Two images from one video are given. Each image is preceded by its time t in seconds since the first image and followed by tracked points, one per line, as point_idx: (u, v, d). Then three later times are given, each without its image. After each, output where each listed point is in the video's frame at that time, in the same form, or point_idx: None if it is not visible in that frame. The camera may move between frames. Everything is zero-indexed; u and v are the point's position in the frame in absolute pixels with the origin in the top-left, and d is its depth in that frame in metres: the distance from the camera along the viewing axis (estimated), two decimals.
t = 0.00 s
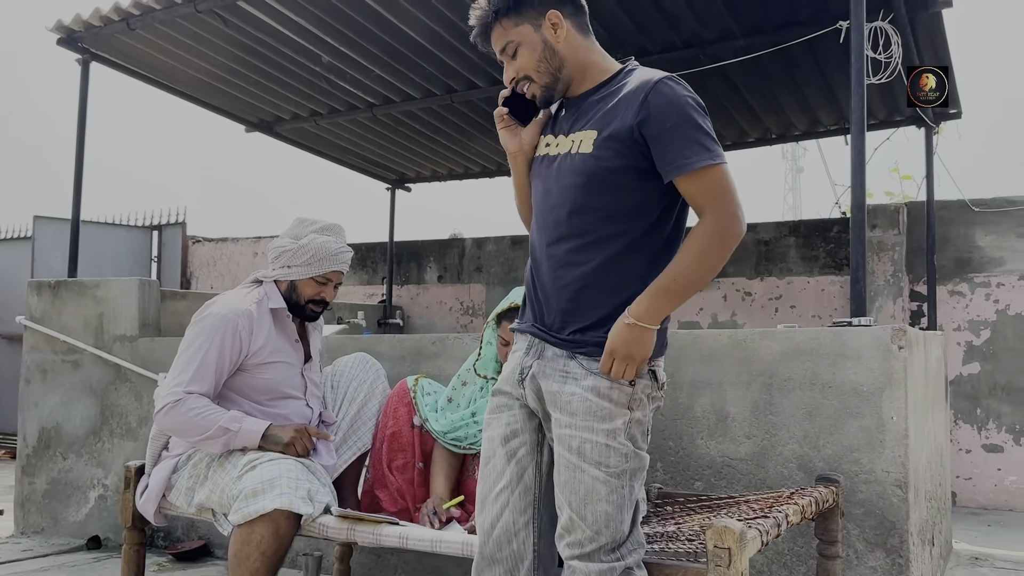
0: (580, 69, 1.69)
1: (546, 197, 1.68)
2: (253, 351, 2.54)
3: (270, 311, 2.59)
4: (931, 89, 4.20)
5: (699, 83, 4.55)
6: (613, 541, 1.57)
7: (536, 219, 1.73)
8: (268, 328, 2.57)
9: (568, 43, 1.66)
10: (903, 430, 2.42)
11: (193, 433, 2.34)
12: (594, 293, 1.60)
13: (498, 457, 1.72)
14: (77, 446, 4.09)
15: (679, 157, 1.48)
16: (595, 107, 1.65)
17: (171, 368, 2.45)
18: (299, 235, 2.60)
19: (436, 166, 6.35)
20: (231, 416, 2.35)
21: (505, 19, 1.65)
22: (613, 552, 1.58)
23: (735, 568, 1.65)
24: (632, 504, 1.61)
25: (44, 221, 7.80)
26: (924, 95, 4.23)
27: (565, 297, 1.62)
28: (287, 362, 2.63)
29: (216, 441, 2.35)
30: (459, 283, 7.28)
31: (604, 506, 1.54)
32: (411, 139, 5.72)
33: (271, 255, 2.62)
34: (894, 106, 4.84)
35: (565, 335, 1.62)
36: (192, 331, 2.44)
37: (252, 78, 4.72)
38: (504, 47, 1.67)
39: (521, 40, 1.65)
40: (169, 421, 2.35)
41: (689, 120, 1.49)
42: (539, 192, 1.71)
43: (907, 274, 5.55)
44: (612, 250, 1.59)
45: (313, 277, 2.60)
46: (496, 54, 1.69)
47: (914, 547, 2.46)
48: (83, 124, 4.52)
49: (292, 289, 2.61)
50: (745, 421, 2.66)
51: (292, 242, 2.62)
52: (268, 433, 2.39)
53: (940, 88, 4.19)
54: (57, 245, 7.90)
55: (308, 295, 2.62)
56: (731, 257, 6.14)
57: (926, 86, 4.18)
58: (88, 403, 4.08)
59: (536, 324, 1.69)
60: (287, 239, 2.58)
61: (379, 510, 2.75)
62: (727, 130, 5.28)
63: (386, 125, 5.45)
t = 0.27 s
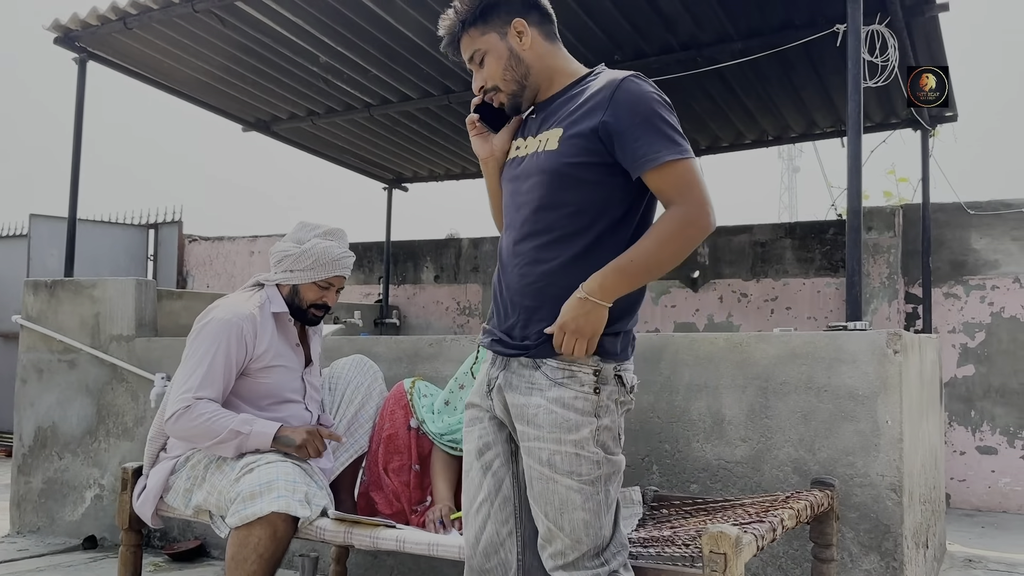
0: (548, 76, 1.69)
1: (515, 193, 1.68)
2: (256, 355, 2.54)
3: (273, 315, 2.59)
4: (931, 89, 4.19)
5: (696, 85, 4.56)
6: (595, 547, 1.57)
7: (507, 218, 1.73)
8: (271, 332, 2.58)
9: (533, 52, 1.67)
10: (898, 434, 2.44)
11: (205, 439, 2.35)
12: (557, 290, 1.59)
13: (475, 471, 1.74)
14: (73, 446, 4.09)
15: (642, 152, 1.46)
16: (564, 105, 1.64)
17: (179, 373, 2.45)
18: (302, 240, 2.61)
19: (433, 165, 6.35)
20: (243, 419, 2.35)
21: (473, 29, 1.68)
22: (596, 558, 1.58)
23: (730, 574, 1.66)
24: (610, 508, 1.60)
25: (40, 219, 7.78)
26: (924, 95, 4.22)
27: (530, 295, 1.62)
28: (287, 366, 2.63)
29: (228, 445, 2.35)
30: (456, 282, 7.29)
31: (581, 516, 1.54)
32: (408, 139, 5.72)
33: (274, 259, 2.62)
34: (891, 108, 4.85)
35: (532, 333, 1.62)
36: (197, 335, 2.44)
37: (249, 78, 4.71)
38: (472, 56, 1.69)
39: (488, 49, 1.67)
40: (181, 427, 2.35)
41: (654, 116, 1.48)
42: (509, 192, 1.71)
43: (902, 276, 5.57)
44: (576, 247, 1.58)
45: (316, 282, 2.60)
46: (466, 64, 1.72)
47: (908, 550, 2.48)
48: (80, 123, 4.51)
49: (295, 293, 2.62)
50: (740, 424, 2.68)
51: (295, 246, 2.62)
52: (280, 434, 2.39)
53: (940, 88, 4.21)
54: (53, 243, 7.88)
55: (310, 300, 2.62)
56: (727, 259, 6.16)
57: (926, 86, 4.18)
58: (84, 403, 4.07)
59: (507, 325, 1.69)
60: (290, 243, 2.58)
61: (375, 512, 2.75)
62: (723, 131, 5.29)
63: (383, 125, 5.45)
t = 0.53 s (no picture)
0: (505, 78, 1.65)
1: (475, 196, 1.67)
2: (262, 358, 2.55)
3: (275, 318, 2.60)
4: (931, 90, 4.19)
5: (694, 84, 4.56)
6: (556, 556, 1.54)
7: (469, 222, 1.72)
8: (275, 335, 2.59)
9: (488, 56, 1.64)
10: (894, 435, 2.45)
11: (233, 443, 2.35)
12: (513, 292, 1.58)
13: (454, 475, 1.76)
14: (70, 444, 4.09)
15: (585, 147, 1.44)
16: (518, 104, 1.62)
17: (195, 376, 2.45)
18: (306, 243, 2.62)
19: (431, 164, 6.35)
20: (272, 421, 2.38)
21: (430, 36, 1.67)
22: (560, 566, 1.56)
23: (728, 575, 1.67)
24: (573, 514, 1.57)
25: (37, 216, 7.76)
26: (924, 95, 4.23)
27: (489, 297, 1.61)
28: (289, 368, 2.64)
29: (258, 449, 2.37)
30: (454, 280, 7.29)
31: (538, 523, 1.53)
32: (407, 137, 5.71)
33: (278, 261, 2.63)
34: (888, 108, 4.86)
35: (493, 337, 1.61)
36: (209, 338, 2.44)
37: (247, 76, 4.70)
38: (429, 62, 1.68)
39: (444, 54, 1.65)
40: (207, 431, 2.35)
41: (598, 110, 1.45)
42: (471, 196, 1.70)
43: (899, 276, 5.59)
44: (529, 247, 1.56)
45: (319, 286, 2.60)
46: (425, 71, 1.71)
47: (904, 550, 2.49)
48: (77, 121, 4.50)
49: (298, 297, 2.62)
50: (738, 424, 2.68)
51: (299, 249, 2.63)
52: (311, 439, 2.42)
53: (940, 88, 4.20)
54: (50, 240, 7.87)
55: (314, 303, 2.63)
56: (725, 258, 6.17)
57: (926, 86, 4.19)
58: (82, 401, 4.07)
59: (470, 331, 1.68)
60: (295, 246, 2.59)
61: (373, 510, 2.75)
62: (721, 130, 5.30)
63: (381, 123, 5.44)
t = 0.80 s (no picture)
0: (463, 83, 1.65)
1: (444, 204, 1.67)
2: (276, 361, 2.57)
3: (282, 320, 2.60)
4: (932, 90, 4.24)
5: (693, 81, 4.56)
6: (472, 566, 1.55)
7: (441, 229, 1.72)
8: (283, 337, 2.59)
9: (444, 64, 1.63)
10: (892, 435, 2.45)
11: (281, 454, 2.37)
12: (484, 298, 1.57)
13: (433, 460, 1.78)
14: (69, 442, 4.09)
15: (539, 146, 1.43)
16: (479, 108, 1.62)
17: (227, 380, 2.43)
18: (312, 245, 2.61)
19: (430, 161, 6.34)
20: (325, 442, 2.39)
21: (388, 48, 1.68)
22: None
23: None
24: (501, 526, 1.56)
25: (36, 213, 7.75)
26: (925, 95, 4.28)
27: (462, 305, 1.60)
28: (293, 371, 2.65)
29: (308, 465, 2.38)
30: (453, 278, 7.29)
31: (462, 527, 1.54)
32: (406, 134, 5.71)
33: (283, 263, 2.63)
34: (887, 107, 4.86)
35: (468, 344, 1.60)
36: (234, 343, 2.45)
37: (246, 73, 4.69)
38: (390, 74, 1.69)
39: (401, 65, 1.66)
40: (255, 437, 2.36)
41: (547, 107, 1.45)
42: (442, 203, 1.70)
43: (897, 274, 5.60)
44: (493, 252, 1.55)
45: (325, 288, 2.60)
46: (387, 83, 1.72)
47: (902, 550, 2.50)
48: (75, 118, 4.49)
49: (304, 299, 2.62)
50: (737, 424, 2.69)
51: (304, 251, 2.62)
52: (357, 470, 2.39)
53: (941, 89, 4.24)
54: (49, 237, 7.86)
55: (319, 305, 2.62)
56: (724, 255, 6.17)
57: (926, 87, 4.22)
58: (81, 399, 4.07)
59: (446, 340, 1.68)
60: (300, 249, 2.58)
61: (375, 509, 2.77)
62: (720, 128, 5.30)
63: (380, 120, 5.43)
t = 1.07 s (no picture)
0: (412, 81, 1.54)
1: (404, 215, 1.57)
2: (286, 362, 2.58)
3: (291, 321, 2.61)
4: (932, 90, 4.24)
5: (693, 78, 4.55)
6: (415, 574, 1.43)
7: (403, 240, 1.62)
8: (293, 338, 2.61)
9: (391, 61, 1.53)
10: (892, 433, 2.46)
11: (301, 455, 2.39)
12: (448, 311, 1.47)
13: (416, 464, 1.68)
14: (71, 439, 4.10)
15: (489, 146, 1.34)
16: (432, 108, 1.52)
17: (240, 381, 2.44)
18: (319, 246, 2.61)
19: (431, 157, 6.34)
20: (344, 448, 2.37)
21: (335, 48, 1.59)
22: None
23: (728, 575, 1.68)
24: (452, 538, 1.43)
25: (36, 210, 7.76)
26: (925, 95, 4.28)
27: (422, 320, 1.50)
28: (300, 371, 2.66)
29: (326, 468, 2.37)
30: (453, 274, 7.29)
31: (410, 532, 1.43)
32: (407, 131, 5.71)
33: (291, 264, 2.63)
34: (887, 103, 4.86)
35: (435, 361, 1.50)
36: (245, 344, 2.46)
37: (246, 70, 4.69)
38: (338, 75, 1.60)
39: (348, 65, 1.56)
40: (277, 438, 2.39)
41: (495, 103, 1.36)
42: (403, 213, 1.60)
43: (897, 271, 5.61)
44: (449, 262, 1.44)
45: (332, 289, 2.60)
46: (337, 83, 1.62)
47: (901, 547, 2.51)
48: (76, 116, 4.49)
49: (311, 300, 2.62)
50: (737, 422, 2.70)
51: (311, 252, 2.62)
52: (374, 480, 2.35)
53: (941, 88, 4.23)
54: (49, 234, 7.86)
55: (326, 306, 2.63)
56: (724, 252, 6.18)
57: (926, 86, 4.23)
58: (82, 396, 4.08)
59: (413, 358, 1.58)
60: (308, 250, 2.59)
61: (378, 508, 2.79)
62: (721, 125, 5.30)
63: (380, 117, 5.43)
